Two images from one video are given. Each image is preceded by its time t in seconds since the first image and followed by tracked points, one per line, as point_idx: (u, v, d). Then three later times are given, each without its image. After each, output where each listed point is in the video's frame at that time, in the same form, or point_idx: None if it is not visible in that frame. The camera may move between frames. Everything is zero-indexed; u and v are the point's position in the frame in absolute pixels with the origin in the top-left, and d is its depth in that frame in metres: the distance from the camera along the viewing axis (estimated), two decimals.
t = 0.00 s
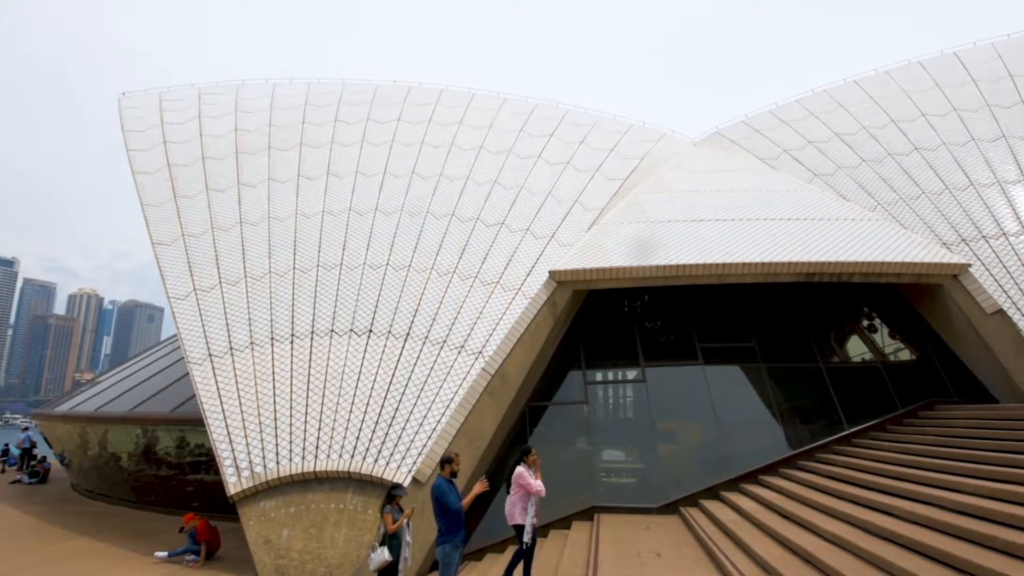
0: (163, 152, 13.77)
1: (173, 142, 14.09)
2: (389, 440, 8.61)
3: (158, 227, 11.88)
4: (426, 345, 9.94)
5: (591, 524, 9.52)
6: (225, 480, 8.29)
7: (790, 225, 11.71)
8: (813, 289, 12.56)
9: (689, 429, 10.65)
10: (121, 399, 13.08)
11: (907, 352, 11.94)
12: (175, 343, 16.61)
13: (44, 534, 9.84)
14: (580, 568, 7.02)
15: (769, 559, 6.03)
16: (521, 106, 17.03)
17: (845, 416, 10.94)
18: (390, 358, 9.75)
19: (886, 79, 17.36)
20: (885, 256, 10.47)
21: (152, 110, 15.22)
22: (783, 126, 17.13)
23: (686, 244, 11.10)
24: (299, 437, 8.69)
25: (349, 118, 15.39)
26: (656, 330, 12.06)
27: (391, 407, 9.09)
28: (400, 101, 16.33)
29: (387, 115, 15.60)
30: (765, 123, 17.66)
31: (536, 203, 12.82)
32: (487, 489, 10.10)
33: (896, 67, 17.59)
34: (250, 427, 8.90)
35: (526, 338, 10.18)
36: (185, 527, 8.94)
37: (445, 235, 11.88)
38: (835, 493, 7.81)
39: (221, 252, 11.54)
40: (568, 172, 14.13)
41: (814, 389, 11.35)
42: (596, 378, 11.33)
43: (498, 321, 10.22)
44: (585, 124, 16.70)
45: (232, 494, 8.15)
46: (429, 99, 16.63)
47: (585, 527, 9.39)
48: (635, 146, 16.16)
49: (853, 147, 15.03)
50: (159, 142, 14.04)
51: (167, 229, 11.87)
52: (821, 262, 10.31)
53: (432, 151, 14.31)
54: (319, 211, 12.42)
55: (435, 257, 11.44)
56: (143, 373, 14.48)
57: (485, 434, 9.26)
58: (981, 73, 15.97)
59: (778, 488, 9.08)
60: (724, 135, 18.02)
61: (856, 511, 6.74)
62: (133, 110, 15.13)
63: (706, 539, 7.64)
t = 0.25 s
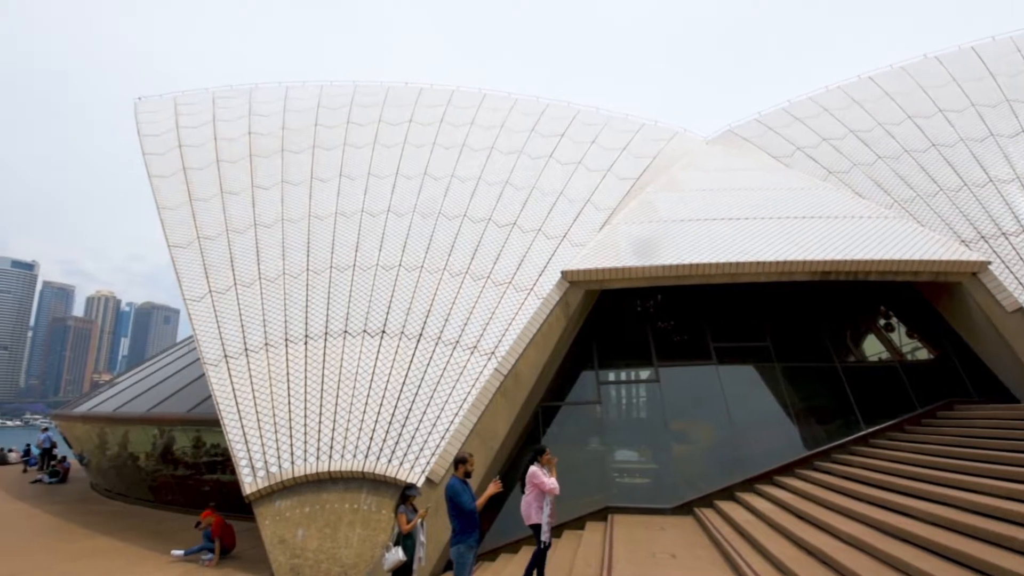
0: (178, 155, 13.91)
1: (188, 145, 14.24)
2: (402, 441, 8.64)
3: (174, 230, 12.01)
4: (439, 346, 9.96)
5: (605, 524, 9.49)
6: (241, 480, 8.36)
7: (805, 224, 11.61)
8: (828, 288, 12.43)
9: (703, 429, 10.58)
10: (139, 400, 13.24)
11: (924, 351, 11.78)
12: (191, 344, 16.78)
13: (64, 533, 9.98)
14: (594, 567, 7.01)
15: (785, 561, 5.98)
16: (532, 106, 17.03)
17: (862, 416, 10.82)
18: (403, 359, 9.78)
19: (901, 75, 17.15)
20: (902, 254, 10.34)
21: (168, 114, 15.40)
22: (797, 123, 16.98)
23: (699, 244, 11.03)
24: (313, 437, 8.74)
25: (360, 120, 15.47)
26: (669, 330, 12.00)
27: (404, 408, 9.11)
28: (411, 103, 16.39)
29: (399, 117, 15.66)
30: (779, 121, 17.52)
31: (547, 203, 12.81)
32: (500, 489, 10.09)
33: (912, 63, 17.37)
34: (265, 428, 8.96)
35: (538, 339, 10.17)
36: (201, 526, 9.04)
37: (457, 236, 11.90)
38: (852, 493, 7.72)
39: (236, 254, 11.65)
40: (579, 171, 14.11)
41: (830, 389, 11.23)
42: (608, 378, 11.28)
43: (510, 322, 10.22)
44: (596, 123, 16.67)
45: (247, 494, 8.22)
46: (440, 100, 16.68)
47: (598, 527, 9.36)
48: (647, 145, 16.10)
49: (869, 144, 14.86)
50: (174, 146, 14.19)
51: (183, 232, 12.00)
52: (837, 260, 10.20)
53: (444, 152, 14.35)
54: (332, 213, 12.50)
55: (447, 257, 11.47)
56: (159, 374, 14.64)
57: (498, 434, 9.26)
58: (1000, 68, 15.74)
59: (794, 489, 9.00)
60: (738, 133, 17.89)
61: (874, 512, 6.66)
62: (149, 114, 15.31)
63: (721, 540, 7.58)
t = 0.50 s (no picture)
0: (193, 158, 14.06)
1: (202, 149, 14.38)
2: (415, 441, 8.66)
3: (189, 232, 12.13)
4: (452, 346, 9.98)
5: (618, 525, 9.46)
6: (256, 480, 8.43)
7: (819, 222, 11.50)
8: (843, 287, 12.30)
9: (716, 429, 10.51)
10: (156, 401, 13.39)
11: (942, 350, 11.62)
12: (206, 346, 16.95)
13: (83, 532, 10.12)
14: (607, 568, 7.01)
15: (801, 562, 5.93)
16: (543, 106, 17.02)
17: (878, 416, 10.71)
18: (415, 359, 9.81)
19: (918, 71, 16.94)
20: (919, 252, 10.20)
21: (182, 118, 15.56)
22: (810, 120, 16.83)
23: (712, 243, 10.96)
24: (327, 437, 8.80)
25: (372, 121, 15.54)
26: (681, 329, 11.93)
27: (417, 408, 9.15)
28: (423, 104, 16.45)
29: (410, 118, 15.72)
30: (792, 118, 17.37)
31: (559, 202, 12.79)
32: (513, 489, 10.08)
33: (928, 58, 17.15)
34: (280, 428, 9.04)
35: (551, 339, 10.16)
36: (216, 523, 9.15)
37: (469, 236, 11.92)
38: (869, 493, 7.64)
39: (250, 256, 11.75)
40: (590, 171, 14.08)
41: (846, 389, 11.12)
42: (621, 377, 11.24)
43: (522, 322, 10.22)
44: (607, 123, 16.63)
45: (263, 493, 8.28)
46: (451, 101, 16.72)
47: (612, 527, 9.33)
48: (659, 144, 16.04)
49: (884, 140, 14.70)
50: (189, 149, 14.34)
51: (198, 234, 12.12)
52: (852, 259, 10.09)
53: (455, 153, 14.38)
54: (345, 214, 12.57)
55: (459, 258, 11.49)
56: (175, 376, 14.80)
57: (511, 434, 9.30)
58: (1019, 62, 15.49)
59: (810, 489, 8.91)
60: (751, 131, 17.76)
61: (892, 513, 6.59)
62: (164, 118, 15.48)
63: (735, 541, 7.53)
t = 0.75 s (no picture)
0: (206, 161, 14.18)
1: (216, 151, 14.50)
2: (428, 441, 8.68)
3: (203, 234, 12.24)
4: (463, 346, 9.99)
5: (631, 525, 9.42)
6: (271, 480, 8.49)
7: (834, 219, 11.38)
8: (858, 285, 12.17)
9: (730, 429, 10.45)
10: (172, 401, 13.53)
11: (960, 349, 11.46)
12: (221, 347, 17.09)
13: (100, 531, 10.23)
14: (621, 568, 7.01)
15: (817, 563, 5.88)
16: (553, 106, 17.00)
17: (895, 416, 10.59)
18: (428, 360, 9.83)
19: (934, 66, 16.73)
20: (935, 249, 10.06)
21: (196, 121, 15.71)
22: (824, 117, 16.67)
23: (725, 241, 10.89)
24: (340, 437, 8.84)
25: (383, 123, 15.60)
26: (694, 329, 11.86)
27: (429, 408, 9.16)
28: (433, 105, 16.49)
29: (421, 119, 15.76)
30: (805, 115, 17.21)
31: (570, 202, 12.77)
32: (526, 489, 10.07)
33: (944, 53, 16.94)
34: (294, 428, 9.09)
35: (563, 339, 10.14)
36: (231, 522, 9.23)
37: (480, 236, 11.93)
38: (885, 494, 7.56)
39: (263, 257, 11.84)
40: (602, 170, 14.04)
41: (862, 388, 11.01)
42: (633, 377, 11.19)
43: (534, 322, 10.21)
44: (618, 121, 16.58)
45: (277, 493, 8.34)
46: (461, 102, 16.75)
47: (625, 527, 9.30)
48: (670, 143, 15.96)
49: (899, 136, 14.53)
50: (203, 152, 14.47)
51: (212, 236, 12.22)
52: (868, 257, 9.98)
53: (466, 153, 14.40)
54: (356, 215, 12.63)
55: (471, 258, 11.50)
56: (190, 376, 14.94)
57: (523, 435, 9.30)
58: None
59: (826, 490, 8.83)
60: (763, 129, 17.63)
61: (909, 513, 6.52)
62: (178, 121, 15.63)
63: (750, 542, 7.48)
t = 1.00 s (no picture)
0: (219, 163, 14.29)
1: (229, 154, 14.61)
2: (440, 440, 8.70)
3: (217, 236, 12.34)
4: (475, 346, 10.00)
5: (644, 525, 9.39)
6: (285, 479, 8.55)
7: (848, 217, 11.27)
8: (873, 284, 12.03)
9: (743, 429, 10.37)
10: (186, 401, 13.66)
11: (978, 347, 11.30)
12: (234, 347, 17.24)
13: (117, 529, 10.35)
14: (634, 568, 6.99)
15: (832, 563, 5.82)
16: (563, 105, 16.97)
17: (911, 416, 10.47)
18: (439, 360, 9.85)
19: (949, 60, 16.52)
20: (952, 246, 9.93)
21: (209, 124, 15.84)
22: (837, 114, 16.51)
23: (737, 240, 10.82)
24: (353, 437, 8.88)
25: (394, 124, 15.66)
26: (706, 328, 11.79)
27: (441, 408, 9.18)
28: (444, 106, 16.52)
29: (431, 120, 15.80)
30: (818, 111, 17.06)
31: (581, 201, 12.74)
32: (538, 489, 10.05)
33: (959, 47, 16.72)
34: (307, 428, 9.15)
35: (575, 338, 10.12)
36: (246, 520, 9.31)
37: (491, 236, 11.94)
38: (902, 494, 7.48)
39: (276, 258, 11.92)
40: (612, 169, 13.99)
41: (878, 387, 10.91)
42: (645, 377, 11.15)
43: (545, 321, 10.20)
44: (628, 120, 16.53)
45: (291, 492, 8.40)
46: (471, 102, 16.77)
47: (638, 527, 9.27)
48: (681, 141, 15.88)
49: (914, 132, 14.36)
50: (216, 154, 14.59)
51: (226, 238, 12.32)
52: (883, 254, 9.87)
53: (476, 153, 14.42)
54: (368, 216, 12.68)
55: (482, 258, 11.51)
56: (204, 377, 15.07)
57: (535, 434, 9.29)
58: None
59: (841, 490, 8.75)
60: (775, 126, 17.49)
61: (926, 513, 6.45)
62: (191, 124, 15.77)
63: (765, 542, 7.43)
